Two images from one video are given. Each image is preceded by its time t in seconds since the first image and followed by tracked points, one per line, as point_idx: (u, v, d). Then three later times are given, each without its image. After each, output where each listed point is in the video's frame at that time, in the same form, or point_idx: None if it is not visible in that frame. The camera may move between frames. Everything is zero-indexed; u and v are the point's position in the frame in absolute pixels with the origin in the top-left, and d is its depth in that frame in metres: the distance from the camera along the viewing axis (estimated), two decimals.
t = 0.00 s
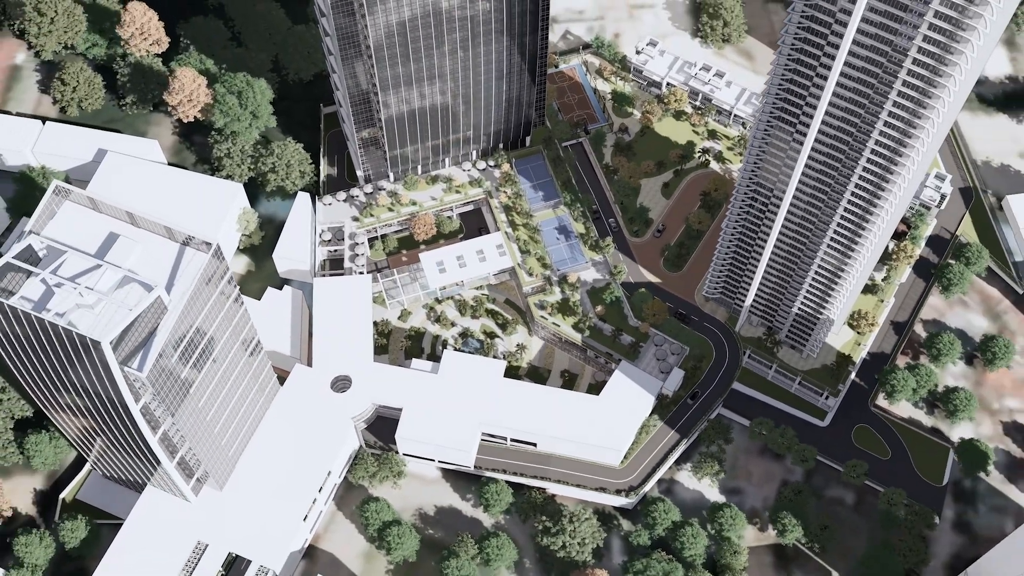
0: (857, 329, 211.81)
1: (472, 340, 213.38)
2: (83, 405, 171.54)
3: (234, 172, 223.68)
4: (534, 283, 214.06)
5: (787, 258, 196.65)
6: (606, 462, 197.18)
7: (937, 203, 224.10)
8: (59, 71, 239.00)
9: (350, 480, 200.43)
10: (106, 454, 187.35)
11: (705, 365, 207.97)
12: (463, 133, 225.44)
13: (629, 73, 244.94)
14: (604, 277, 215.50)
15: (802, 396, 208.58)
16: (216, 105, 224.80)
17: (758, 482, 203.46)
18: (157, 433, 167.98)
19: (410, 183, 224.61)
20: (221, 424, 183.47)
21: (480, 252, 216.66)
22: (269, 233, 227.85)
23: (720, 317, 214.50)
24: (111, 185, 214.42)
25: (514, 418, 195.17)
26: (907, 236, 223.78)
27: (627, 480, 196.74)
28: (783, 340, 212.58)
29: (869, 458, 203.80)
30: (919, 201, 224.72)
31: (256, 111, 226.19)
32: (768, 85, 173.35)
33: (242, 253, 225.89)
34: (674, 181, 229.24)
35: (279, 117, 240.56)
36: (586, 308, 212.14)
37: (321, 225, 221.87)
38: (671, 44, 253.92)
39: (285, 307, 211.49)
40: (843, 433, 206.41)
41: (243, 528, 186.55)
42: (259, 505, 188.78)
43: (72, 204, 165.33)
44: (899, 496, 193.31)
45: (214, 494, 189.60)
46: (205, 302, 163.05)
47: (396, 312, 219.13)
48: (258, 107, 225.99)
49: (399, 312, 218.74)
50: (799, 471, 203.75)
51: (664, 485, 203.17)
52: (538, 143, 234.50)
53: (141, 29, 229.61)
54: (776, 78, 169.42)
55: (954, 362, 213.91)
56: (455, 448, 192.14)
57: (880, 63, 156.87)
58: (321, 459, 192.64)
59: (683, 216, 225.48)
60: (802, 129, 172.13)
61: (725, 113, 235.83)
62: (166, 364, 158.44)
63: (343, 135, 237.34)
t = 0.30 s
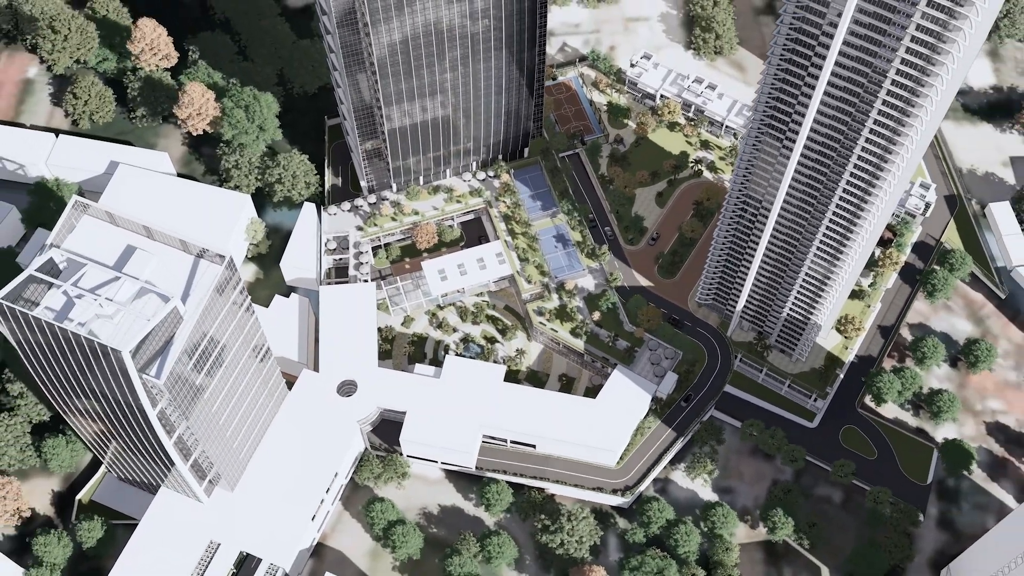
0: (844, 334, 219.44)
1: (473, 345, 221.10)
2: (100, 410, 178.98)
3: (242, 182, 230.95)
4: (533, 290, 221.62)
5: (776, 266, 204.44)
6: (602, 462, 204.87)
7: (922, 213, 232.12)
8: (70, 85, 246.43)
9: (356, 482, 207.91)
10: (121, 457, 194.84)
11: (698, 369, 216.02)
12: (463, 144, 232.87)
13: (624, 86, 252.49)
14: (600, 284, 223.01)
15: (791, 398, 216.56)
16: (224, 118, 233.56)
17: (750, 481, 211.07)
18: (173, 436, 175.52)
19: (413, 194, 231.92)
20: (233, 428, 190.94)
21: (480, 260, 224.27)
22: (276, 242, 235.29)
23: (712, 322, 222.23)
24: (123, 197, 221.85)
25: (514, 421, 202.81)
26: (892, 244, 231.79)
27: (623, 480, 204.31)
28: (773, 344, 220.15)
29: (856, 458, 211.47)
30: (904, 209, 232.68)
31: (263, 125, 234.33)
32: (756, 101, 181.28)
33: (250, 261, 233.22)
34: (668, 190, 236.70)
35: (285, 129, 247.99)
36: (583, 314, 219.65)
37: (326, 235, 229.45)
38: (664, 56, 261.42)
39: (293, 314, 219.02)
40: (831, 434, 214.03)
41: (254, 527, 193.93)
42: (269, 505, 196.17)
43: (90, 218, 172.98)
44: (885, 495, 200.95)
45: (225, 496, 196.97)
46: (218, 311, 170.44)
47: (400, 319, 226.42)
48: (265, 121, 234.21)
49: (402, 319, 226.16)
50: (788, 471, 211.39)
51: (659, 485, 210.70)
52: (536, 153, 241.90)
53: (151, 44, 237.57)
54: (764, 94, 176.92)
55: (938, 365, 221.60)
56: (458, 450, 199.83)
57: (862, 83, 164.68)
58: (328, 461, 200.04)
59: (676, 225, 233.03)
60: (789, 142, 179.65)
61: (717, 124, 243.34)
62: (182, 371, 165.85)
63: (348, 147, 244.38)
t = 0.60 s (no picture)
0: (835, 341, 226.07)
1: (474, 351, 228.21)
2: (116, 415, 186.09)
3: (250, 193, 238.66)
4: (533, 298, 228.79)
5: (767, 276, 211.97)
6: (600, 465, 212.14)
7: (910, 223, 239.79)
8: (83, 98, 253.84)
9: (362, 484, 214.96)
10: (135, 461, 201.98)
11: (693, 375, 223.16)
12: (465, 156, 239.92)
13: (621, 98, 259.59)
14: (598, 292, 230.10)
15: (783, 402, 223.77)
16: (233, 130, 240.93)
17: (743, 483, 218.11)
18: (187, 440, 182.72)
19: (416, 204, 239.82)
20: (245, 433, 197.99)
21: (482, 269, 231.30)
22: (283, 251, 242.38)
23: (707, 329, 229.37)
24: (136, 208, 229.00)
25: (515, 425, 209.88)
26: (881, 252, 239.41)
27: (620, 482, 211.66)
28: (766, 351, 227.14)
29: (846, 460, 218.59)
30: (892, 219, 240.38)
31: (271, 137, 240.66)
32: (747, 120, 188.78)
33: (259, 270, 240.42)
34: (664, 201, 243.66)
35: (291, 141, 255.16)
36: (581, 321, 226.75)
37: (332, 244, 235.96)
38: (660, 69, 268.64)
39: (300, 322, 225.43)
40: (822, 437, 221.09)
41: (264, 529, 200.96)
42: (278, 507, 203.21)
43: (108, 231, 179.94)
44: (873, 496, 208.02)
45: (236, 498, 203.89)
46: (232, 321, 177.52)
47: (404, 326, 233.35)
48: (272, 133, 240.31)
49: (406, 326, 233.00)
50: (781, 473, 218.42)
51: (655, 486, 217.73)
52: (536, 165, 248.98)
53: (161, 59, 245.36)
54: (755, 110, 184.06)
55: (926, 370, 228.56)
56: (460, 453, 206.94)
57: (847, 103, 172.35)
58: (335, 464, 207.01)
59: (671, 234, 240.01)
60: (780, 157, 186.80)
61: (711, 136, 250.25)
62: (197, 379, 172.99)
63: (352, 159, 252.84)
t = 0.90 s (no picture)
0: (827, 349, 232.21)
1: (476, 359, 234.59)
2: (130, 423, 192.43)
3: (258, 205, 244.73)
4: (534, 307, 235.50)
5: (760, 289, 218.18)
6: (599, 470, 218.77)
7: (900, 234, 246.64)
8: (95, 112, 260.29)
9: (368, 488, 221.32)
10: (148, 467, 208.58)
11: (689, 382, 229.19)
12: (467, 169, 246.19)
13: (620, 112, 266.01)
14: (597, 302, 236.47)
15: (777, 409, 229.66)
16: (242, 144, 246.88)
17: (737, 488, 224.54)
18: (200, 448, 189.35)
19: (420, 216, 245.22)
20: (256, 439, 204.53)
21: (484, 279, 237.60)
22: (290, 261, 248.86)
23: (703, 338, 235.64)
24: (147, 220, 235.21)
25: (516, 432, 216.31)
26: (872, 263, 245.71)
27: (618, 487, 218.63)
28: (760, 360, 233.27)
29: (837, 465, 224.95)
30: (884, 230, 246.33)
31: (278, 151, 247.32)
32: (739, 140, 194.59)
33: (266, 279, 246.52)
34: (661, 212, 249.93)
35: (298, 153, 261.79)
36: (580, 330, 233.20)
37: (338, 255, 243.00)
38: (657, 83, 275.05)
39: (308, 331, 232.13)
40: (815, 443, 227.46)
41: (273, 532, 207.33)
42: (287, 510, 209.57)
43: (123, 245, 186.59)
44: (864, 501, 214.43)
45: (246, 502, 210.24)
46: (243, 333, 183.82)
47: (408, 334, 239.68)
48: (280, 146, 246.97)
49: (410, 334, 239.31)
50: (774, 477, 224.75)
51: (653, 491, 224.14)
52: (536, 177, 255.33)
53: (171, 74, 251.29)
54: (747, 131, 189.91)
55: (916, 378, 234.84)
56: (463, 459, 213.26)
57: (835, 126, 178.17)
58: (342, 469, 213.24)
59: (669, 245, 246.26)
60: (771, 175, 192.70)
61: (707, 149, 256.50)
62: (210, 389, 179.53)
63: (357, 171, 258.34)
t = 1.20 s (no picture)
0: (819, 358, 239.17)
1: (478, 368, 240.47)
2: (142, 432, 198.28)
3: (265, 217, 249.93)
4: (534, 317, 241.40)
5: (754, 299, 223.21)
6: (597, 477, 224.81)
7: (891, 246, 252.73)
8: (104, 126, 266.09)
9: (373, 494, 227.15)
10: (158, 474, 214.52)
11: (685, 391, 235.40)
12: (469, 182, 251.96)
13: (618, 125, 271.74)
14: (595, 312, 242.20)
15: (771, 417, 235.49)
16: (249, 157, 253.31)
17: (732, 494, 230.27)
18: (210, 456, 195.05)
19: (423, 228, 252.22)
20: (264, 448, 210.25)
21: (485, 290, 243.60)
22: (295, 272, 254.39)
23: (699, 348, 241.52)
24: (156, 233, 241.29)
25: (516, 440, 222.39)
26: (864, 274, 251.24)
27: (616, 494, 224.61)
28: (754, 369, 238.94)
29: (830, 472, 230.77)
30: (876, 242, 252.35)
31: (284, 165, 252.99)
32: (732, 158, 198.86)
33: (272, 290, 252.42)
34: (658, 225, 255.69)
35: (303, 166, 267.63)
36: (579, 340, 238.97)
37: (342, 266, 248.41)
38: (655, 96, 280.70)
39: (313, 341, 237.48)
40: (808, 450, 233.24)
41: (280, 538, 213.22)
42: (293, 516, 215.39)
43: (136, 260, 192.50)
44: (855, 507, 220.22)
45: (254, 508, 216.03)
46: (253, 346, 189.77)
47: (411, 344, 245.49)
48: (286, 160, 252.74)
49: (413, 344, 245.19)
50: (768, 484, 230.50)
51: (650, 497, 229.91)
52: (536, 190, 261.02)
53: (180, 89, 257.57)
54: (739, 152, 194.65)
55: (906, 387, 240.56)
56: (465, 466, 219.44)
57: (824, 148, 182.20)
58: (347, 476, 219.15)
59: (666, 257, 252.10)
60: (763, 194, 197.62)
61: (704, 162, 262.13)
62: (221, 400, 185.64)
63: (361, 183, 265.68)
